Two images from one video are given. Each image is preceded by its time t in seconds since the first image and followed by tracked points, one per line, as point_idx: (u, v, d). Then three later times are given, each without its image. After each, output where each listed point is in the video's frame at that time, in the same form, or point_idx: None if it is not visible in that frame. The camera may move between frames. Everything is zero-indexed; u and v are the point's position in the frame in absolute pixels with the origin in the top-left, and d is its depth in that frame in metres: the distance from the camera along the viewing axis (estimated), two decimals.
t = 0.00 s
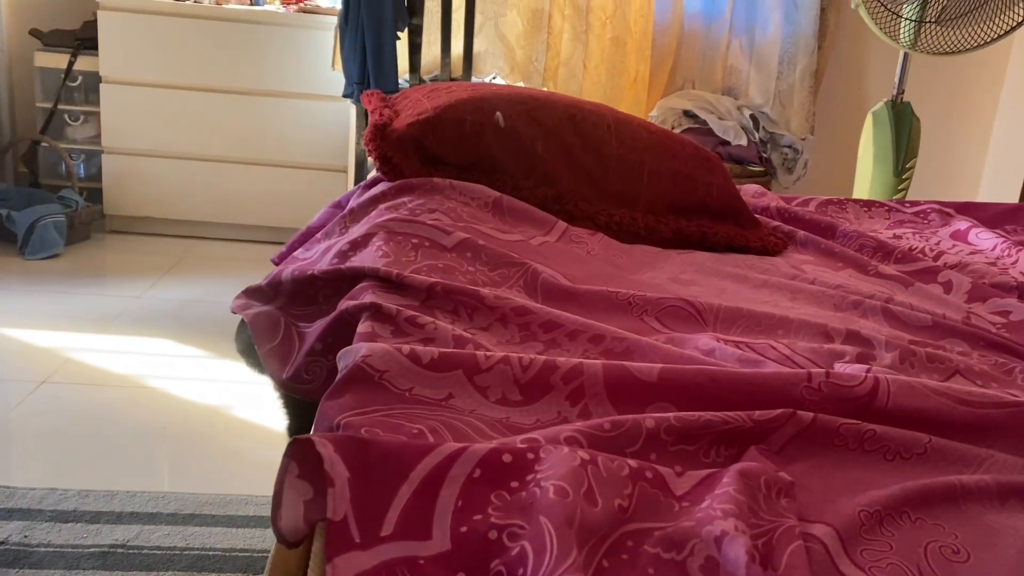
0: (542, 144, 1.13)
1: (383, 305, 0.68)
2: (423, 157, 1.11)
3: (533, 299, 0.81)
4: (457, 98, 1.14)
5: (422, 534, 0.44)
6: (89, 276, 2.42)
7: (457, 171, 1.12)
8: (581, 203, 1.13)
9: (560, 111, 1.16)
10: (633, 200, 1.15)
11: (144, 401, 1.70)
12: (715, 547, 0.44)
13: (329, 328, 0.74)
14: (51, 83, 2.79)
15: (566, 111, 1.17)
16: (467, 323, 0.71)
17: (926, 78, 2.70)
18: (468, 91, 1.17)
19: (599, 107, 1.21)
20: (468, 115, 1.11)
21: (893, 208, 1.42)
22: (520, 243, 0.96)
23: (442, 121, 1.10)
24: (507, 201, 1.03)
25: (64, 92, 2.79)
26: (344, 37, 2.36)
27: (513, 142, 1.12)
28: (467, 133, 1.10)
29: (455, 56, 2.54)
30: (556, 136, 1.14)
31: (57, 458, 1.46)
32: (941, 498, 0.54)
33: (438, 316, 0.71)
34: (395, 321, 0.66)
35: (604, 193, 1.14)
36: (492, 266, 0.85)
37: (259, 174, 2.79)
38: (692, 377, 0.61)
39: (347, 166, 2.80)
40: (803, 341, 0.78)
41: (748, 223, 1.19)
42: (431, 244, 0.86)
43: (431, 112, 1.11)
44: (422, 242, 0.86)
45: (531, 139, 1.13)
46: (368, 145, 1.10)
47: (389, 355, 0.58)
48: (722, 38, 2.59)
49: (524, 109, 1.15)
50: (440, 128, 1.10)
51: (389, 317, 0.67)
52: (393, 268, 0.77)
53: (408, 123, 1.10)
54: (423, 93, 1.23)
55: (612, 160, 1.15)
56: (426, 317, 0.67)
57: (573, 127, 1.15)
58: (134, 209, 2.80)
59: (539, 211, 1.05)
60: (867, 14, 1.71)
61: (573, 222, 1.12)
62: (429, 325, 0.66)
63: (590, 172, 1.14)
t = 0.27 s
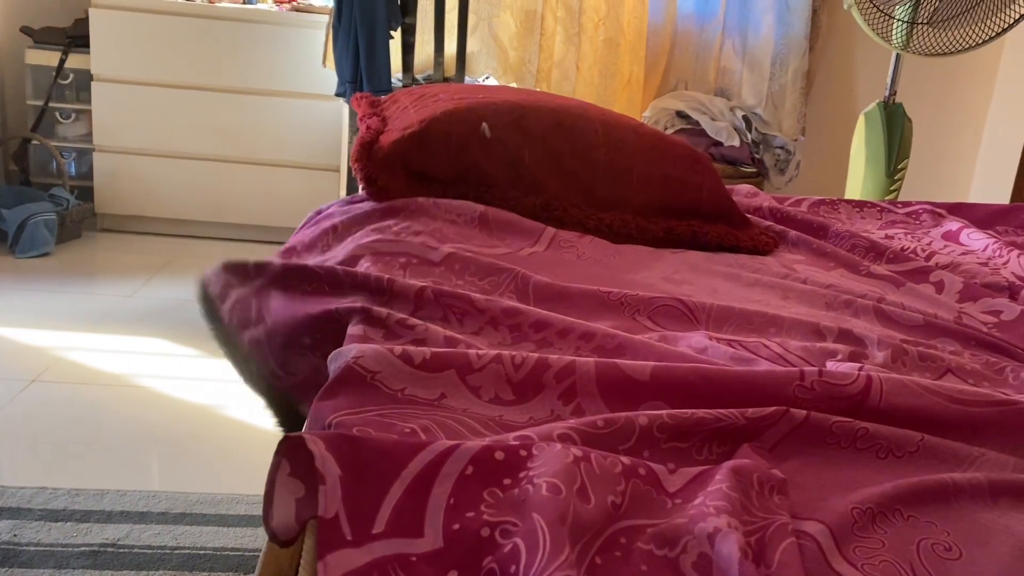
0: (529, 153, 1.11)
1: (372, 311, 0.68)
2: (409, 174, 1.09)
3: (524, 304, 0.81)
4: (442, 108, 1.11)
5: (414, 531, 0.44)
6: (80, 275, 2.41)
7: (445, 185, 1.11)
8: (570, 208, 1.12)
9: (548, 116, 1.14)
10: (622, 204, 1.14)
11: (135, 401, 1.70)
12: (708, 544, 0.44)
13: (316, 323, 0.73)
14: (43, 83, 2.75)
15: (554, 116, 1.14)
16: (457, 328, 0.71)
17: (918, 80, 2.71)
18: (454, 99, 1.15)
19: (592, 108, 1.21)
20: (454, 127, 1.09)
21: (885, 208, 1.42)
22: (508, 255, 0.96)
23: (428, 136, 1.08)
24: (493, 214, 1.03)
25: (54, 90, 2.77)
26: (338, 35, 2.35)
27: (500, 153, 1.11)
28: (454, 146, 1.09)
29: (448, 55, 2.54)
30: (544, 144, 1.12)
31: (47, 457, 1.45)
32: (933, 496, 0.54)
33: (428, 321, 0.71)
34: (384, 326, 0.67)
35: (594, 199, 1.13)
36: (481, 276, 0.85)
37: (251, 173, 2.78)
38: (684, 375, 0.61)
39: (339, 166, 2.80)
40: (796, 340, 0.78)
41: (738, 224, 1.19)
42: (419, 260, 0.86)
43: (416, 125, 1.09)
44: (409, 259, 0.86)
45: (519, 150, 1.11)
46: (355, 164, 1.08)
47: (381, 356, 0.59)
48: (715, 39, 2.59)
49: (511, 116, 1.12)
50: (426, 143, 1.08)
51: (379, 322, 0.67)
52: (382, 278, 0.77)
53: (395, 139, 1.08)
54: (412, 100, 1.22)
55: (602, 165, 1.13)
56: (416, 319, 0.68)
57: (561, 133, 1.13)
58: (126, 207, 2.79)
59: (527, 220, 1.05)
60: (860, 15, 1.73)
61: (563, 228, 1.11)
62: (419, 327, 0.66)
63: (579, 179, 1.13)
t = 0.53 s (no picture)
0: (518, 166, 1.10)
1: (362, 320, 0.68)
2: (398, 194, 1.07)
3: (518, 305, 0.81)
4: (428, 124, 1.09)
5: (407, 531, 0.44)
6: (71, 274, 2.40)
7: (434, 203, 1.10)
8: (558, 215, 1.12)
9: (535, 125, 1.12)
10: (613, 209, 1.14)
11: (126, 401, 1.69)
12: (700, 544, 0.44)
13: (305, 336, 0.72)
14: (34, 80, 2.75)
15: (541, 124, 1.13)
16: (451, 328, 0.71)
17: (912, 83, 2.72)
18: (440, 112, 1.13)
19: (585, 111, 1.21)
20: (441, 142, 1.07)
21: (877, 211, 1.43)
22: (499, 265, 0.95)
23: (415, 153, 1.06)
24: (480, 233, 1.02)
25: (46, 89, 2.76)
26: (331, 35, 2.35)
27: (489, 167, 1.10)
28: (442, 163, 1.07)
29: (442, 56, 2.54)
30: (533, 154, 1.10)
31: (35, 457, 1.45)
32: (924, 496, 0.54)
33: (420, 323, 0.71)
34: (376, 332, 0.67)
35: (582, 208, 1.13)
36: (472, 283, 0.84)
37: (243, 173, 2.77)
38: (675, 374, 0.61)
39: (332, 166, 2.79)
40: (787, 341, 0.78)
41: (728, 225, 1.19)
42: (408, 275, 0.86)
43: (403, 143, 1.06)
44: (400, 275, 0.86)
45: (508, 163, 1.10)
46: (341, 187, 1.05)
47: (374, 357, 0.59)
48: (709, 42, 2.61)
49: (498, 128, 1.10)
50: (415, 159, 1.06)
51: (370, 329, 0.67)
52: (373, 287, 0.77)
53: (381, 158, 1.06)
54: (401, 109, 1.22)
55: (591, 173, 1.12)
56: (407, 325, 0.68)
57: (549, 142, 1.11)
58: (117, 206, 2.78)
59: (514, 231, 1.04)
60: (853, 19, 1.70)
61: (554, 235, 1.12)
62: (411, 332, 0.66)
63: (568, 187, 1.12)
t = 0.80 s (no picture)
0: (514, 166, 1.10)
1: (357, 315, 0.71)
2: (394, 194, 1.07)
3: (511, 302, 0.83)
4: (425, 124, 1.09)
5: (403, 530, 0.44)
6: (66, 273, 2.39)
7: (430, 203, 1.10)
8: (554, 215, 1.13)
9: (531, 125, 1.12)
10: (608, 210, 1.14)
11: (121, 400, 1.68)
12: (696, 543, 0.44)
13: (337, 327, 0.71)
14: (30, 79, 2.75)
15: (537, 124, 1.13)
16: (445, 314, 0.77)
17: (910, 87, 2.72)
18: (438, 113, 1.12)
19: (582, 113, 1.21)
20: (438, 142, 1.07)
21: (873, 213, 1.43)
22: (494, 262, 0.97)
23: (412, 153, 1.06)
24: (474, 234, 1.02)
25: (42, 88, 2.75)
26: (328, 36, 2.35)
27: (485, 167, 1.10)
28: (439, 164, 1.07)
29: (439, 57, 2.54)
30: (529, 155, 1.11)
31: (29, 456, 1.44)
32: (919, 497, 0.54)
33: (414, 308, 0.77)
34: (370, 326, 0.69)
35: (578, 208, 1.13)
36: (470, 278, 0.87)
37: (240, 173, 2.77)
38: (667, 375, 0.62)
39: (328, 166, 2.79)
40: (783, 342, 0.79)
41: (724, 227, 1.20)
42: (408, 271, 0.88)
43: (400, 143, 1.06)
44: (400, 270, 0.88)
45: (504, 163, 1.10)
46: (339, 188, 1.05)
47: (370, 359, 0.59)
48: (705, 44, 2.60)
49: (495, 129, 1.10)
50: (411, 159, 1.06)
51: (364, 323, 0.70)
52: (365, 291, 0.80)
53: (378, 158, 1.05)
54: (398, 108, 1.22)
55: (587, 173, 1.12)
56: (403, 321, 0.71)
57: (545, 143, 1.11)
58: (112, 206, 2.77)
59: (506, 234, 1.04)
60: (849, 21, 1.71)
61: (551, 235, 1.12)
62: (406, 326, 0.69)
63: (564, 188, 1.12)
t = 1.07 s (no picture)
0: (511, 167, 1.10)
1: (357, 306, 0.72)
2: (391, 194, 1.07)
3: (507, 299, 0.84)
4: (422, 124, 1.09)
5: (395, 530, 0.44)
6: (61, 273, 2.39)
7: (426, 203, 1.10)
8: (550, 217, 1.13)
9: (527, 127, 1.12)
10: (605, 212, 1.14)
11: (117, 399, 1.68)
12: (689, 544, 0.44)
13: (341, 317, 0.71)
14: (26, 78, 2.74)
15: (533, 126, 1.13)
16: (442, 304, 0.79)
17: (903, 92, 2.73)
18: (434, 114, 1.12)
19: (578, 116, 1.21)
20: (435, 143, 1.07)
21: (868, 217, 1.44)
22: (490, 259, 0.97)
23: (409, 154, 1.06)
24: (468, 235, 1.02)
25: (38, 87, 2.75)
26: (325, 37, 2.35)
27: (482, 169, 1.10)
28: (436, 165, 1.07)
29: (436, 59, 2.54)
30: (525, 156, 1.11)
31: (23, 455, 1.44)
32: (912, 499, 0.54)
33: (412, 299, 0.78)
34: (369, 318, 0.70)
35: (573, 210, 1.13)
36: (467, 274, 0.88)
37: (236, 173, 2.77)
38: (659, 375, 0.63)
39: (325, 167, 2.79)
40: (776, 343, 0.79)
41: (720, 229, 1.20)
42: (408, 267, 0.90)
43: (397, 143, 1.06)
44: (400, 266, 0.90)
45: (501, 164, 1.10)
46: (336, 188, 1.05)
47: (368, 357, 0.61)
48: (702, 48, 2.61)
49: (492, 130, 1.10)
50: (408, 160, 1.06)
51: (363, 315, 0.71)
52: (363, 287, 0.81)
53: (375, 158, 1.05)
54: (395, 109, 1.22)
55: (583, 175, 1.13)
56: (400, 314, 0.72)
57: (541, 144, 1.12)
58: (108, 205, 2.77)
59: (499, 236, 1.04)
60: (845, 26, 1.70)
61: (547, 236, 1.12)
62: (403, 319, 0.70)
63: (560, 189, 1.12)
